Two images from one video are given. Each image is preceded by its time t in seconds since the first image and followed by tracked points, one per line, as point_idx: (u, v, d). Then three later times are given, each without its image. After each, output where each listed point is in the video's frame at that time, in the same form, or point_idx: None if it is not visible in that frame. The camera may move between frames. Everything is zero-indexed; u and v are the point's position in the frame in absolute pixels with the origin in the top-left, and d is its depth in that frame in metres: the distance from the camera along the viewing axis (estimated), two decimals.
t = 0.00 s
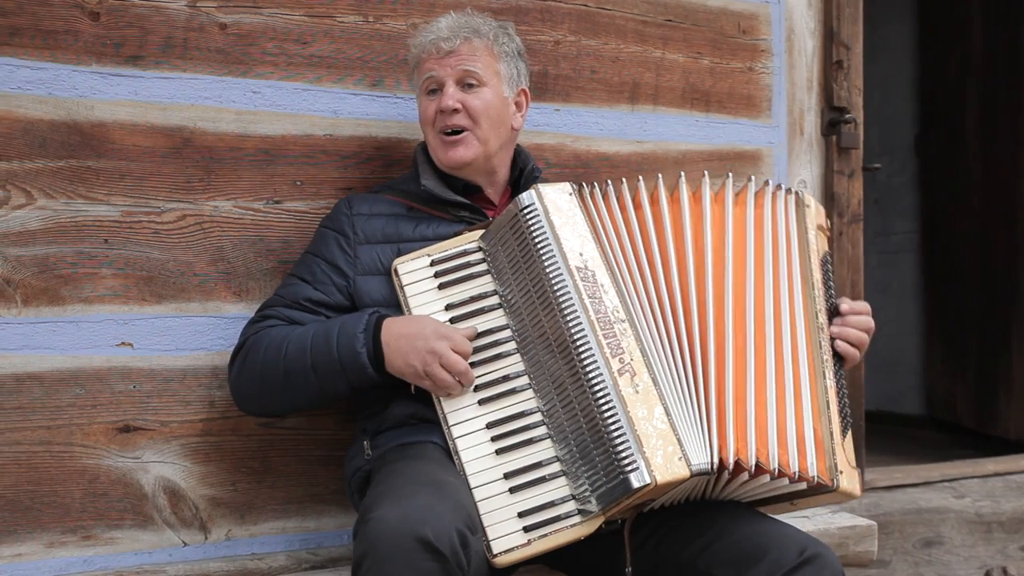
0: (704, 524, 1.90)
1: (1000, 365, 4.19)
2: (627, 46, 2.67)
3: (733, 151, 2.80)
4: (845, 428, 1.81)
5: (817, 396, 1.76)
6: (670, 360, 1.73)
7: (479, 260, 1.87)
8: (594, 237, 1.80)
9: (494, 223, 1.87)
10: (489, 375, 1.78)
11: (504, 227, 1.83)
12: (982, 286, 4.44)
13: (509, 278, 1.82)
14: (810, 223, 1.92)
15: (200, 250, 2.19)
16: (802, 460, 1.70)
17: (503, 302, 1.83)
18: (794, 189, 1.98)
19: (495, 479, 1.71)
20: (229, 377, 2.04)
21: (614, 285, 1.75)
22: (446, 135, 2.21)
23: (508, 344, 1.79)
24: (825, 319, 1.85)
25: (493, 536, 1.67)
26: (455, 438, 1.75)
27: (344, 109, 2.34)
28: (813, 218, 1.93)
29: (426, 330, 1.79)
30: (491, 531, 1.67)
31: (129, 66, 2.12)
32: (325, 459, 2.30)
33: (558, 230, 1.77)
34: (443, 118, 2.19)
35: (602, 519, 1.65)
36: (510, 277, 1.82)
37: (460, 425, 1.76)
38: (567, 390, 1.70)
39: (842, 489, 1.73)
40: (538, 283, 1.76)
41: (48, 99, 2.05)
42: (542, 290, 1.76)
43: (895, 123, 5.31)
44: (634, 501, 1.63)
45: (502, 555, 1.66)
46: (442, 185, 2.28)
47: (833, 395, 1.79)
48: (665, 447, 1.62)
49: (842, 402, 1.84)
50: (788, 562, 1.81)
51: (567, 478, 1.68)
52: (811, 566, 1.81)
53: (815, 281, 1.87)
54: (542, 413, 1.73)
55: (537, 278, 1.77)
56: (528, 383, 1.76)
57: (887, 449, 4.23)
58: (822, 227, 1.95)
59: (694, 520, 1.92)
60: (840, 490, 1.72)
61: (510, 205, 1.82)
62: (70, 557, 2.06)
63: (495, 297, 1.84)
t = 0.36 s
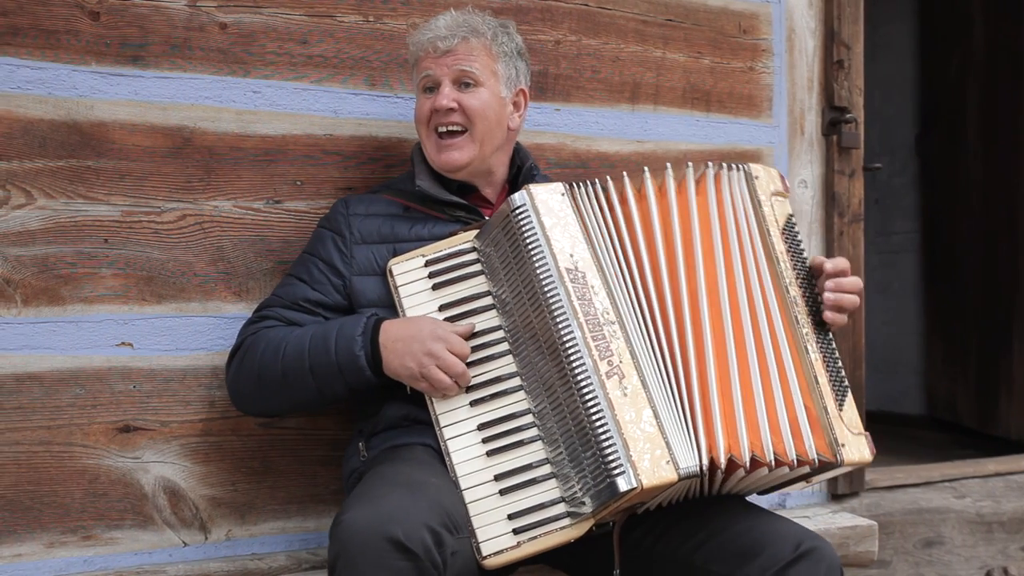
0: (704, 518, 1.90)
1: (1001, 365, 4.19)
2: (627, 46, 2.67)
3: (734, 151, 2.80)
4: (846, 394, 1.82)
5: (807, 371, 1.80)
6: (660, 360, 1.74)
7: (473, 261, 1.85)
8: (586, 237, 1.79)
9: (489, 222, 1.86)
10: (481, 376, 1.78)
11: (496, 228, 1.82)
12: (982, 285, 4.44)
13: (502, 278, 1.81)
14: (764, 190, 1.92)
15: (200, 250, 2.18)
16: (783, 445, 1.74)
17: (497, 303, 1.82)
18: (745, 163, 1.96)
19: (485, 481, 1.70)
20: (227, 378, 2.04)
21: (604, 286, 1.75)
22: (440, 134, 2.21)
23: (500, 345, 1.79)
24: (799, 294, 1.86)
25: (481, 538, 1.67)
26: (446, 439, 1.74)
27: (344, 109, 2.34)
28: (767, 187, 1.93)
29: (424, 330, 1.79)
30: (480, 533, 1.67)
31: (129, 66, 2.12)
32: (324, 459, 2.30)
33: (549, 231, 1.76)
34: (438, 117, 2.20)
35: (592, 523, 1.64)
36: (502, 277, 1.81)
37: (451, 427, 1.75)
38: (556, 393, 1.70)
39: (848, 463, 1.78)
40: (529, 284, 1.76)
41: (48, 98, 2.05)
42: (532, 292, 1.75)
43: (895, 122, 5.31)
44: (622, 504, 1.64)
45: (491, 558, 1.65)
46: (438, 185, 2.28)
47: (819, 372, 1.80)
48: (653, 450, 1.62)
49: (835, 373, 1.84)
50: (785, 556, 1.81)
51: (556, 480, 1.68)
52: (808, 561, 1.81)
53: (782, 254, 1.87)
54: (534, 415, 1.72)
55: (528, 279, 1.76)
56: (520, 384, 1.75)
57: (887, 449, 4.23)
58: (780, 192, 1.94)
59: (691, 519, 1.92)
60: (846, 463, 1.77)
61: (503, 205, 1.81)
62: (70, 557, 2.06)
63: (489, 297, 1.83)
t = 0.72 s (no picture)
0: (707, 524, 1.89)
1: (1002, 365, 4.18)
2: (628, 45, 2.66)
3: (734, 151, 2.79)
4: (840, 384, 1.80)
5: (797, 367, 1.79)
6: (666, 360, 1.73)
7: (478, 262, 1.87)
8: (592, 238, 1.78)
9: (495, 223, 1.86)
10: (487, 377, 1.78)
11: (503, 229, 1.82)
12: (983, 285, 4.44)
13: (507, 280, 1.82)
14: (736, 190, 1.89)
15: (200, 250, 2.18)
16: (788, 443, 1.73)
17: (502, 304, 1.83)
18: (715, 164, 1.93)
19: (491, 482, 1.70)
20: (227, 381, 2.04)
21: (611, 287, 1.75)
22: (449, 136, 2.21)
23: (506, 346, 1.79)
24: (783, 291, 1.84)
25: (488, 539, 1.67)
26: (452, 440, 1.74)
27: (344, 109, 2.33)
28: (739, 186, 1.90)
29: (417, 327, 1.80)
30: (487, 533, 1.67)
31: (129, 66, 2.12)
32: (325, 459, 2.30)
33: (557, 232, 1.76)
34: (449, 120, 2.19)
35: (598, 522, 1.65)
36: (509, 279, 1.81)
37: (458, 427, 1.75)
38: (563, 394, 1.70)
39: (848, 454, 1.76)
40: (536, 285, 1.75)
41: (48, 98, 2.05)
42: (539, 292, 1.75)
43: (896, 122, 5.31)
44: (630, 505, 1.63)
45: (497, 558, 1.65)
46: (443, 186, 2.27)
47: (812, 366, 1.79)
48: (661, 450, 1.62)
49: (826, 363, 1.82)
50: (789, 561, 1.81)
51: (564, 480, 1.68)
52: (813, 565, 1.81)
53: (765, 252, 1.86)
54: (540, 416, 1.73)
55: (535, 280, 1.76)
56: (526, 385, 1.76)
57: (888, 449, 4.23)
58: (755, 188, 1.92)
59: (694, 521, 1.91)
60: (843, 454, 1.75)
61: (509, 206, 1.81)
62: (70, 557, 2.06)
63: (494, 299, 1.83)
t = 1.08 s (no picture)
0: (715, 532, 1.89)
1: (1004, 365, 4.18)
2: (628, 45, 2.66)
3: (734, 151, 2.79)
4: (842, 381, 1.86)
5: (800, 365, 1.84)
6: (689, 359, 1.76)
7: (494, 262, 1.87)
8: (614, 238, 1.82)
9: (512, 225, 1.88)
10: (508, 376, 1.78)
11: (522, 230, 1.84)
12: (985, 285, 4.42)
13: (526, 280, 1.83)
14: (728, 198, 1.96)
15: (200, 250, 2.18)
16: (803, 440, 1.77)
17: (520, 304, 1.83)
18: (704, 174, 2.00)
19: (515, 480, 1.71)
20: (234, 383, 2.02)
21: (634, 287, 1.78)
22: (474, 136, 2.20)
23: (527, 345, 1.80)
24: (779, 292, 1.90)
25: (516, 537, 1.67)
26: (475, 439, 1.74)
27: (345, 109, 2.33)
28: (729, 194, 1.97)
29: (430, 315, 1.79)
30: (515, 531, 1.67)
31: (129, 65, 2.12)
32: (326, 459, 2.30)
33: (580, 232, 1.79)
34: (475, 119, 2.19)
35: (624, 520, 1.67)
36: (528, 279, 1.83)
37: (480, 425, 1.75)
38: (589, 392, 1.72)
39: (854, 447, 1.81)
40: (559, 285, 1.78)
41: (48, 98, 2.04)
42: (563, 292, 1.77)
43: (897, 122, 5.30)
44: (657, 501, 1.65)
45: (526, 556, 1.66)
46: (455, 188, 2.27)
47: (813, 364, 1.85)
48: (690, 446, 1.64)
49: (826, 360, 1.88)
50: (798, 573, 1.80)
51: (588, 479, 1.69)
52: None
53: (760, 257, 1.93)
54: (562, 415, 1.74)
55: (558, 280, 1.78)
56: (546, 385, 1.77)
57: (888, 449, 4.23)
58: (744, 194, 1.99)
59: (706, 525, 1.92)
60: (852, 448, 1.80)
61: (529, 208, 1.83)
62: (70, 557, 2.06)
63: (513, 298, 1.84)
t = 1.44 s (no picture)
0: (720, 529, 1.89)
1: (1007, 365, 4.16)
2: (629, 44, 2.65)
3: (736, 151, 2.78)
4: (834, 378, 1.85)
5: (790, 365, 1.83)
6: (694, 357, 1.76)
7: (500, 261, 1.87)
8: (620, 237, 1.82)
9: (518, 223, 1.87)
10: (514, 374, 1.78)
11: (528, 228, 1.84)
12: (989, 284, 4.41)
13: (533, 278, 1.83)
14: (717, 198, 1.97)
15: (200, 250, 2.17)
16: (803, 437, 1.76)
17: (527, 303, 1.83)
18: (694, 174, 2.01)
19: (521, 479, 1.70)
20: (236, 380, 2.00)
21: (640, 285, 1.78)
22: (468, 135, 2.20)
23: (532, 344, 1.80)
24: (771, 291, 1.90)
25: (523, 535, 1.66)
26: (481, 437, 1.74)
27: (345, 108, 2.33)
28: (719, 194, 1.98)
29: (441, 311, 1.80)
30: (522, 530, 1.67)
31: (128, 65, 2.11)
32: (327, 460, 2.29)
33: (586, 230, 1.79)
34: (468, 119, 2.18)
35: (630, 518, 1.66)
36: (534, 277, 1.82)
37: (486, 423, 1.75)
38: (595, 390, 1.71)
39: (847, 445, 1.79)
40: (565, 283, 1.78)
41: (47, 98, 2.04)
42: (569, 290, 1.77)
43: (899, 122, 5.29)
44: (663, 500, 1.65)
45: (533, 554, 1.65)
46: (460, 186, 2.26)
47: (806, 363, 1.83)
48: (697, 444, 1.64)
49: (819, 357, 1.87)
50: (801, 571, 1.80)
51: (595, 477, 1.69)
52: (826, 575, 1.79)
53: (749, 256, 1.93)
54: (568, 414, 1.74)
55: (564, 278, 1.78)
56: (552, 383, 1.76)
57: (889, 450, 4.22)
58: (735, 194, 2.00)
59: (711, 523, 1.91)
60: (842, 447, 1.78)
61: (535, 207, 1.83)
62: (69, 558, 2.05)
63: (518, 298, 1.84)
